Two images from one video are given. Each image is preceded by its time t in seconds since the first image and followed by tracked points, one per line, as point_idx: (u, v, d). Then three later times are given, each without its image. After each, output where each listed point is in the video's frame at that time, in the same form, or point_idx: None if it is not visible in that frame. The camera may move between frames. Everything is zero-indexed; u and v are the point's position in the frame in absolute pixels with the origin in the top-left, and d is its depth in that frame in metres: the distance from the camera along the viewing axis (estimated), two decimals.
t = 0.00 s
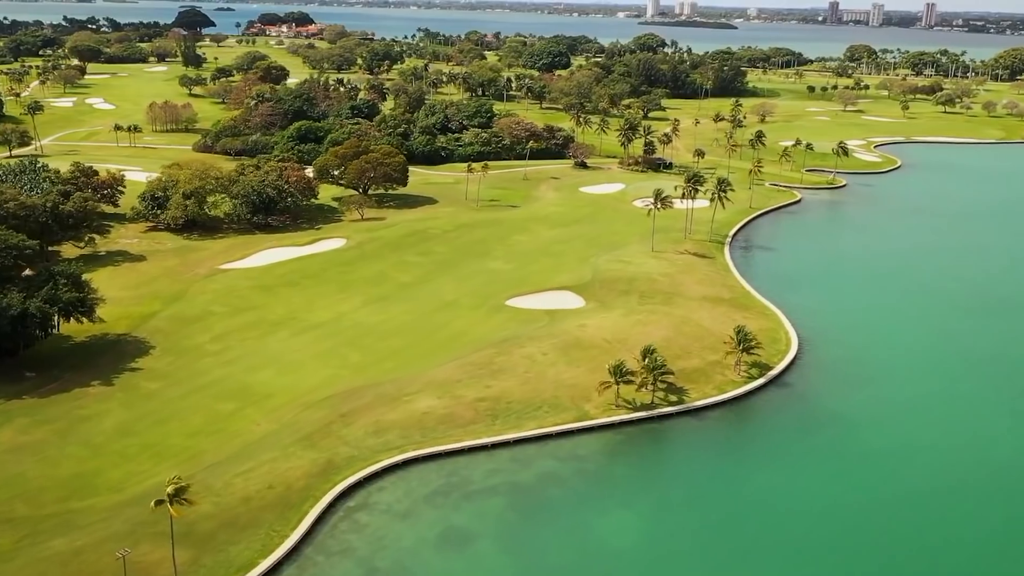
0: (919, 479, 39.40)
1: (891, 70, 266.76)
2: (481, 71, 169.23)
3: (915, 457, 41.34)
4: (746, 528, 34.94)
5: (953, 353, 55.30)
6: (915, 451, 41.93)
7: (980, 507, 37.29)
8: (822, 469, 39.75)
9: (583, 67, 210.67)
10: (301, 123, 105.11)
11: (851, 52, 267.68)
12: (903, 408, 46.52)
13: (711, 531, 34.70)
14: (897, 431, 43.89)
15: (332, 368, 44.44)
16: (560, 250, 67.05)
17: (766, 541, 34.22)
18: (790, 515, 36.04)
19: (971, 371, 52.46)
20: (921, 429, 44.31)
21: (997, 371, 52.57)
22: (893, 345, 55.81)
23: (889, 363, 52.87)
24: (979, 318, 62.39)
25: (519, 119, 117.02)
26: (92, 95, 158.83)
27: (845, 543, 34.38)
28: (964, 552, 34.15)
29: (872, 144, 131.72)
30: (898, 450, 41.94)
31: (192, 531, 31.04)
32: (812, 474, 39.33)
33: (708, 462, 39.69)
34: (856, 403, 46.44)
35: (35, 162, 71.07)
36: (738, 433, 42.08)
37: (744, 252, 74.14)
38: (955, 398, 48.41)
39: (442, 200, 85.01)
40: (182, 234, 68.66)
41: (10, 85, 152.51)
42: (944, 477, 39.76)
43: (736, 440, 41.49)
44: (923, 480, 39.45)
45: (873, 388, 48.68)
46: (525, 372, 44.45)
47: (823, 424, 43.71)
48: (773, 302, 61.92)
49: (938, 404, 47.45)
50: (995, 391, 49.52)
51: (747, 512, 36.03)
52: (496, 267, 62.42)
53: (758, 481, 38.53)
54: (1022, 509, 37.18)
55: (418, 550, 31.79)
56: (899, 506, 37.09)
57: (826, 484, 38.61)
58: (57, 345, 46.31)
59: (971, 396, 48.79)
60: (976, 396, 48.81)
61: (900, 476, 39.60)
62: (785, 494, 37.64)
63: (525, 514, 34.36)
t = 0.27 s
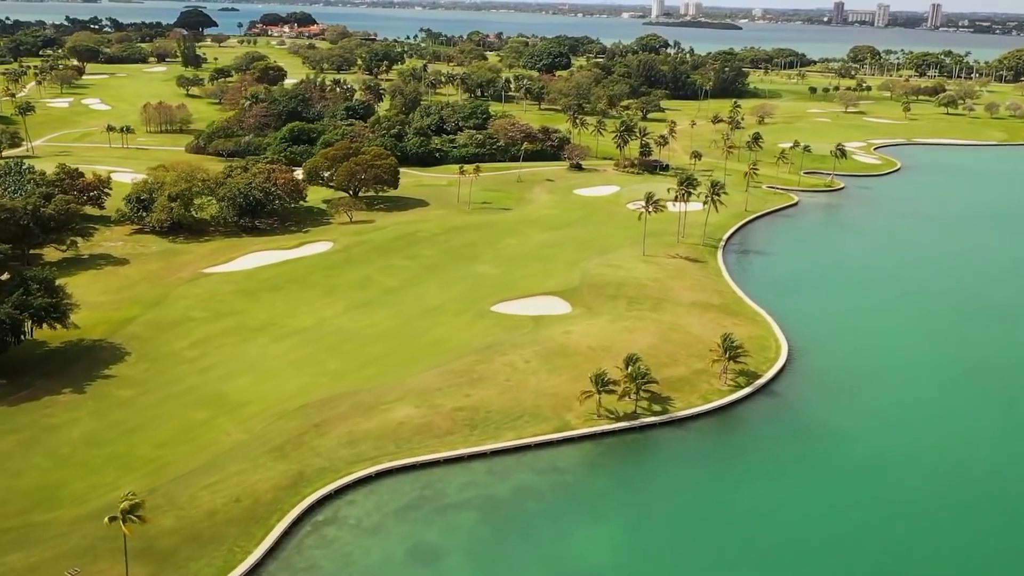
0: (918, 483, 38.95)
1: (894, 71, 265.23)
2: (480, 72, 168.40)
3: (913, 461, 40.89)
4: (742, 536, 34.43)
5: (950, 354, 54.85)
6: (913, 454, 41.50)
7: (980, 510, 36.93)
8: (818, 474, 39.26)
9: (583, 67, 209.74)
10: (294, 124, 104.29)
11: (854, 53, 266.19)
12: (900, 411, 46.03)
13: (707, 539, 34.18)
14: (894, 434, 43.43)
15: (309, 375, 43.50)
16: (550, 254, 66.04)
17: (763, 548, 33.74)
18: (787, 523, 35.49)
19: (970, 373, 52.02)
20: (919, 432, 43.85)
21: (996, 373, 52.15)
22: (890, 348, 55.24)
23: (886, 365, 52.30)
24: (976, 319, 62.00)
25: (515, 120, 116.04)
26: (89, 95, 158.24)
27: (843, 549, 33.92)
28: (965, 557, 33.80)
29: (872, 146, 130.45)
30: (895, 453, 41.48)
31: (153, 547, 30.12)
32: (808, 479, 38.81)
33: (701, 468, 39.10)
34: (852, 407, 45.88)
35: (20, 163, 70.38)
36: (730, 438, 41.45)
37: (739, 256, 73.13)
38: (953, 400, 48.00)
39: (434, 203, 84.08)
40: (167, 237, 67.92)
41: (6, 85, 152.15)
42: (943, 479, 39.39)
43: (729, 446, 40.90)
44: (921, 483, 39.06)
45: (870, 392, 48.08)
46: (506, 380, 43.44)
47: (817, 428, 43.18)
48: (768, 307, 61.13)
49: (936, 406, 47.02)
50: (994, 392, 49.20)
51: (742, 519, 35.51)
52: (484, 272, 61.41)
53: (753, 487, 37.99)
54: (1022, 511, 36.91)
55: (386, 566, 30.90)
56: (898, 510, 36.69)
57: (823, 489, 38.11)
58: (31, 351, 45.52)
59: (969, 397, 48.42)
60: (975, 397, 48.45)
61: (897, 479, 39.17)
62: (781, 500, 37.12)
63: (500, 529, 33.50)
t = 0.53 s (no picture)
0: (916, 487, 38.60)
1: (897, 71, 263.41)
2: (479, 72, 167.58)
3: (910, 464, 40.51)
4: (738, 544, 33.99)
5: (946, 356, 54.54)
6: (909, 457, 41.15)
7: (978, 513, 36.65)
8: (814, 479, 38.89)
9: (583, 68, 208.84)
10: (287, 125, 103.43)
11: (856, 54, 264.73)
12: (894, 414, 45.64)
13: (703, 547, 33.75)
14: (890, 437, 43.08)
15: (285, 383, 42.61)
16: (539, 258, 65.08)
17: (761, 555, 33.37)
18: (783, 531, 35.02)
19: (967, 374, 51.69)
20: (914, 435, 43.53)
21: (993, 374, 51.85)
22: (887, 351, 54.80)
23: (882, 369, 51.86)
24: (972, 320, 61.73)
25: (511, 122, 115.04)
26: (85, 95, 157.56)
27: (841, 556, 33.54)
28: (965, 562, 33.50)
29: (872, 148, 129.28)
30: (890, 456, 41.13)
31: (111, 562, 29.27)
32: (804, 485, 38.33)
33: (694, 474, 38.59)
34: (846, 411, 45.45)
35: (6, 165, 69.65)
36: (722, 444, 40.91)
37: (733, 260, 72.29)
38: (949, 402, 47.67)
39: (425, 205, 83.18)
40: (153, 240, 67.17)
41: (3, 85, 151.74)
42: (940, 483, 39.06)
43: (722, 451, 40.37)
44: (920, 485, 38.84)
45: (864, 396, 47.60)
46: (487, 389, 42.46)
47: (811, 433, 42.74)
48: (763, 311, 60.44)
49: (932, 408, 46.67)
50: (990, 393, 48.96)
51: (738, 526, 35.06)
52: (471, 276, 60.48)
53: (748, 493, 37.55)
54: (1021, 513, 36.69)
55: None
56: (896, 515, 36.34)
57: (819, 495, 37.67)
58: (4, 358, 44.74)
59: (965, 399, 48.15)
60: (971, 399, 48.17)
61: (894, 484, 38.79)
62: (777, 506, 36.67)
63: (475, 543, 32.69)
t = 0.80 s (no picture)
0: (910, 490, 38.44)
1: (900, 72, 261.84)
2: (477, 72, 166.70)
3: (904, 466, 40.37)
4: (733, 550, 33.68)
5: (939, 359, 54.38)
6: (904, 460, 40.96)
7: (975, 517, 36.40)
8: (808, 485, 38.44)
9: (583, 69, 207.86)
10: (279, 126, 102.57)
11: (859, 55, 263.40)
12: (889, 418, 45.38)
13: (697, 553, 33.43)
14: (883, 440, 42.87)
15: (261, 391, 41.75)
16: (528, 261, 64.16)
17: (755, 563, 32.95)
18: (778, 535, 34.74)
19: (961, 377, 51.65)
20: (908, 437, 43.33)
21: (988, 377, 51.78)
22: (881, 355, 54.45)
23: (876, 373, 51.49)
24: (968, 324, 61.48)
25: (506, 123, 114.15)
26: (81, 95, 156.89)
27: (838, 563, 33.18)
28: (964, 563, 33.43)
29: (871, 150, 128.19)
30: (886, 459, 40.89)
31: None
32: (798, 489, 38.05)
33: (684, 478, 38.20)
34: (839, 416, 45.18)
35: None
36: (714, 448, 40.49)
37: (726, 263, 71.54)
38: (944, 405, 47.52)
39: (417, 207, 82.34)
40: (138, 242, 66.38)
41: None
42: (935, 485, 38.95)
43: (714, 455, 39.98)
44: (915, 489, 38.53)
45: (858, 400, 47.33)
46: (467, 397, 41.53)
47: (805, 437, 42.39)
48: (757, 315, 59.86)
49: (926, 411, 46.52)
50: (985, 396, 48.92)
51: (731, 534, 34.61)
52: (458, 280, 59.56)
53: (741, 497, 37.21)
54: (1016, 515, 36.69)
55: None
56: (892, 518, 36.16)
57: (813, 499, 37.38)
58: None
59: (960, 401, 48.05)
60: (965, 401, 48.09)
61: (890, 487, 38.63)
62: (772, 510, 36.35)
63: (448, 557, 31.85)
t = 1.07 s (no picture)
0: (908, 492, 38.37)
1: (903, 73, 260.41)
2: (474, 73, 166.03)
3: (902, 469, 40.24)
4: (732, 556, 33.40)
5: (936, 360, 54.28)
6: (900, 462, 40.85)
7: (975, 520, 36.34)
8: (803, 490, 38.11)
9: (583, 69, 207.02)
10: (271, 127, 101.72)
11: (861, 56, 262.10)
12: (885, 420, 45.23)
13: (691, 561, 33.11)
14: (879, 441, 42.74)
15: (235, 399, 40.93)
16: (516, 266, 63.25)
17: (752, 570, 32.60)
18: (777, 541, 34.50)
19: (957, 377, 51.59)
20: (904, 439, 43.19)
21: (984, 377, 51.76)
22: (876, 357, 54.20)
23: (871, 375, 51.21)
24: (964, 325, 61.34)
25: (501, 124, 113.21)
26: (76, 96, 156.26)
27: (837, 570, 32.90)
28: (966, 566, 33.39)
29: (870, 152, 127.15)
30: (883, 461, 40.75)
31: None
32: (795, 493, 37.83)
33: (676, 482, 37.84)
34: (835, 418, 44.96)
35: None
36: (707, 451, 40.14)
37: (720, 266, 70.83)
38: (940, 405, 47.44)
39: (407, 209, 81.52)
40: (122, 244, 65.61)
41: None
42: (933, 486, 38.89)
43: (707, 459, 39.64)
44: (913, 492, 38.36)
45: (854, 403, 47.12)
46: (444, 406, 40.60)
47: (800, 440, 42.14)
48: (751, 318, 59.43)
49: (923, 412, 46.40)
50: (981, 396, 48.89)
51: (726, 541, 34.27)
52: (443, 285, 58.67)
53: (734, 503, 36.84)
54: (1016, 515, 36.69)
55: None
56: (891, 522, 36.01)
57: (811, 503, 37.17)
58: None
59: (955, 402, 47.94)
60: (960, 401, 48.06)
61: (887, 489, 38.49)
62: (770, 515, 36.07)
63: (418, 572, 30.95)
